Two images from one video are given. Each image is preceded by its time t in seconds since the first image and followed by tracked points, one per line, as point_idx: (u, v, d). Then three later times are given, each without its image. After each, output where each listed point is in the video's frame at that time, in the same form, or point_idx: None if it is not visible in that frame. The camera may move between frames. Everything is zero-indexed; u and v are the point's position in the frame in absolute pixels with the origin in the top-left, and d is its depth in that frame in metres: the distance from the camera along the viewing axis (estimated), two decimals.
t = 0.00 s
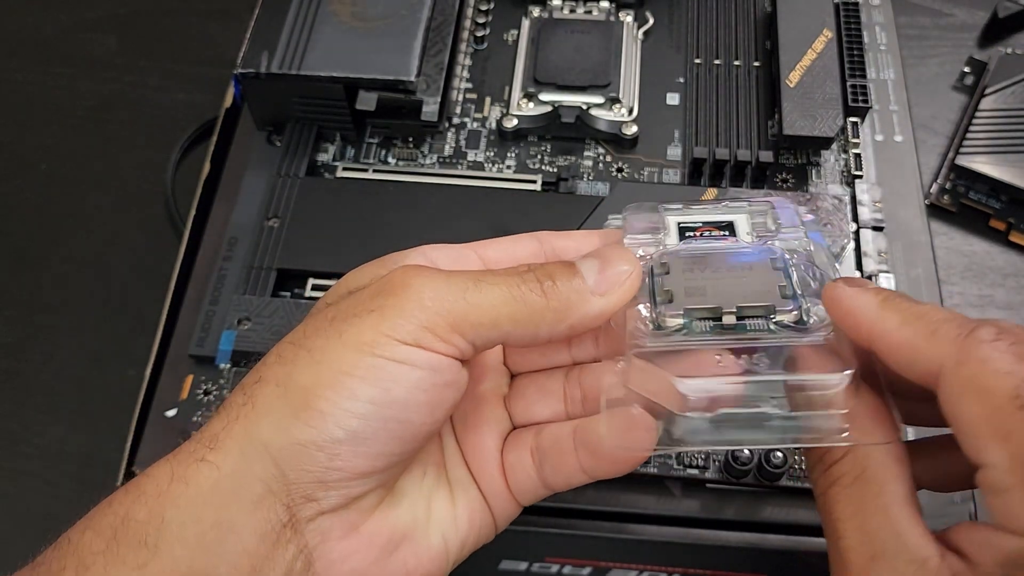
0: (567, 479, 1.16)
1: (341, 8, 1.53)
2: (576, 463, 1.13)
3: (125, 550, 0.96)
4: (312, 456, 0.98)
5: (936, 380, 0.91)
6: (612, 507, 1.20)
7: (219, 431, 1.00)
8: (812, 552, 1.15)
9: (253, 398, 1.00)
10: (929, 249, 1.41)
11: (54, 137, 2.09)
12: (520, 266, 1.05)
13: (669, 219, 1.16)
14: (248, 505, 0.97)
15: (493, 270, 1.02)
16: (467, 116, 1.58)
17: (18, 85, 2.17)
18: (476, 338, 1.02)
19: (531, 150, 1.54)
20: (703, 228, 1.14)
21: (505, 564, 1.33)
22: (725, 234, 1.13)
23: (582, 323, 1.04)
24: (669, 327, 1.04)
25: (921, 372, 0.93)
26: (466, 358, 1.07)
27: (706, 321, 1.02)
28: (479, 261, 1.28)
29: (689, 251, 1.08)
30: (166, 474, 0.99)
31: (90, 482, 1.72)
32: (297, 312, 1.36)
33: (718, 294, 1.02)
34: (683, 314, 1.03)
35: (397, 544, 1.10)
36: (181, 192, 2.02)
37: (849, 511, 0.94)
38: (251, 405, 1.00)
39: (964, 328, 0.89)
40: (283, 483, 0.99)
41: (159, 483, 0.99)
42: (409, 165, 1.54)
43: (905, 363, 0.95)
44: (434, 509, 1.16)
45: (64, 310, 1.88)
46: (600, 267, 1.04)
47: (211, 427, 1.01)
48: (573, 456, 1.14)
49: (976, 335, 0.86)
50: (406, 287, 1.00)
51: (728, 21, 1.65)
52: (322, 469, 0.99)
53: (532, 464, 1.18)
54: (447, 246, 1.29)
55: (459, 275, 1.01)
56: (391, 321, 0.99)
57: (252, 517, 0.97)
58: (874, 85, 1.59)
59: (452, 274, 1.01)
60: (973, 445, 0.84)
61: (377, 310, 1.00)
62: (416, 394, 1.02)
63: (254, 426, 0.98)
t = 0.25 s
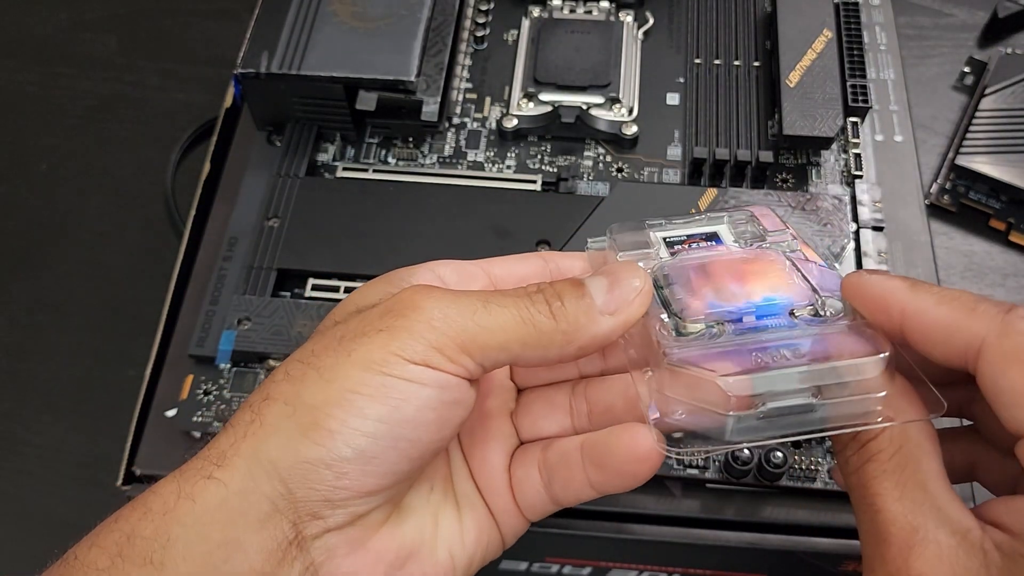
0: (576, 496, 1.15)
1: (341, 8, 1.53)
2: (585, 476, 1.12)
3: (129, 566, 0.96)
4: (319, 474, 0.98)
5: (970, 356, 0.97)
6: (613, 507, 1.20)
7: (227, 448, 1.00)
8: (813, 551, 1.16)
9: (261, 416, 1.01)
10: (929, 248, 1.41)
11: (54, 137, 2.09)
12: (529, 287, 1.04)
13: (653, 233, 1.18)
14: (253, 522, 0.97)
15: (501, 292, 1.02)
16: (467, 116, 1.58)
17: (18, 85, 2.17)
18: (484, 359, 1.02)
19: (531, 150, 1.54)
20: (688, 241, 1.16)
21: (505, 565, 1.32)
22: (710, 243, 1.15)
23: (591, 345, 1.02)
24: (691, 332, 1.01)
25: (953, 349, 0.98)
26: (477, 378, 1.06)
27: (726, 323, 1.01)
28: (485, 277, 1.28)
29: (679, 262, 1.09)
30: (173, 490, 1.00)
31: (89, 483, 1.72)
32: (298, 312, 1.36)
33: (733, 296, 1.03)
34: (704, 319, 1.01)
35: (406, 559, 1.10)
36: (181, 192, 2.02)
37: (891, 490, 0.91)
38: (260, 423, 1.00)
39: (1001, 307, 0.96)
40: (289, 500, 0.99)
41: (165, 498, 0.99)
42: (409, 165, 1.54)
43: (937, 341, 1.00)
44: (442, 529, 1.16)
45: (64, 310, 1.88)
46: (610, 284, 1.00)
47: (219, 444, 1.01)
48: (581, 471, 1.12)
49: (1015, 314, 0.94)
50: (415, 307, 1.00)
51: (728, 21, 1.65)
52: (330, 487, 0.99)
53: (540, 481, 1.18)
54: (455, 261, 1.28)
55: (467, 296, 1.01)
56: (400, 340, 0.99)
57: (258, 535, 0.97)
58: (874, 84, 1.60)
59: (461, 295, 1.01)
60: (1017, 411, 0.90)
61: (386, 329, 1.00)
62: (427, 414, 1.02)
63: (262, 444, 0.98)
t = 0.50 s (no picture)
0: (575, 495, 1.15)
1: (341, 8, 1.53)
2: (585, 475, 1.12)
3: (132, 561, 0.96)
4: (317, 469, 0.99)
5: (959, 375, 0.93)
6: (614, 508, 1.20)
7: (227, 444, 1.01)
8: (813, 551, 1.16)
9: (261, 412, 1.02)
10: (928, 248, 1.41)
11: (54, 137, 2.10)
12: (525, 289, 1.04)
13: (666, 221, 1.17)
14: (254, 516, 0.98)
15: (499, 292, 1.01)
16: (467, 116, 1.58)
17: (18, 85, 2.17)
18: (481, 357, 1.02)
19: (531, 150, 1.54)
20: (700, 230, 1.15)
21: (505, 565, 1.33)
22: (724, 233, 1.13)
23: (586, 347, 1.02)
24: (680, 341, 1.02)
25: (941, 367, 0.95)
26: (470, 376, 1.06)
27: (717, 330, 1.00)
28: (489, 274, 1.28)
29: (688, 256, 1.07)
30: (175, 485, 1.00)
31: (90, 482, 1.72)
32: (298, 312, 1.36)
33: (725, 300, 1.01)
34: (694, 326, 1.01)
35: (404, 556, 1.11)
36: (181, 192, 2.02)
37: (872, 509, 0.93)
38: (259, 419, 1.01)
39: (991, 326, 0.92)
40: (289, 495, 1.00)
41: (167, 493, 1.00)
42: (409, 165, 1.54)
43: (924, 358, 0.97)
44: (441, 526, 1.16)
45: (64, 310, 1.88)
46: (603, 287, 1.01)
47: (220, 440, 1.02)
48: (581, 470, 1.13)
49: (1001, 333, 0.89)
50: (411, 302, 1.00)
51: (728, 21, 1.65)
52: (327, 482, 1.00)
53: (541, 479, 1.17)
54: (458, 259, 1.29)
55: (464, 294, 1.00)
56: (397, 336, 0.99)
57: (258, 530, 0.98)
58: (874, 84, 1.59)
59: (458, 293, 1.01)
60: (998, 437, 0.87)
61: (383, 326, 1.00)
62: (423, 410, 1.02)
63: (261, 439, 0.99)
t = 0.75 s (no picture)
0: (572, 495, 1.16)
1: (341, 7, 1.53)
2: (586, 478, 1.14)
3: (135, 552, 0.95)
4: (317, 461, 1.00)
5: (927, 404, 0.89)
6: (615, 507, 1.20)
7: (229, 436, 1.01)
8: (813, 552, 1.15)
9: (262, 404, 1.01)
10: (928, 248, 1.41)
11: (54, 137, 2.09)
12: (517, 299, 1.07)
13: (666, 193, 1.26)
14: (256, 507, 0.98)
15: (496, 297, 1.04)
16: (467, 116, 1.58)
17: (18, 85, 2.17)
18: (477, 359, 1.04)
19: (531, 150, 1.54)
20: (699, 203, 1.22)
21: (505, 564, 1.33)
22: (721, 209, 1.20)
23: (574, 352, 1.05)
24: (657, 349, 1.08)
25: (909, 396, 0.91)
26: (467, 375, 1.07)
27: (692, 341, 1.05)
28: (481, 271, 1.30)
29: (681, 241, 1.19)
30: (177, 476, 1.00)
31: (90, 482, 1.72)
32: (298, 312, 1.36)
33: (703, 310, 1.06)
34: (671, 334, 1.06)
35: (402, 547, 1.12)
36: (181, 191, 2.02)
37: (852, 545, 0.92)
38: (260, 411, 1.01)
39: (957, 351, 0.88)
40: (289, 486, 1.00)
41: (169, 484, 0.99)
42: (409, 165, 1.54)
43: (894, 385, 0.93)
44: (438, 523, 1.17)
45: (64, 310, 1.88)
46: (588, 293, 1.04)
47: (221, 431, 1.02)
48: (582, 470, 1.15)
49: (968, 358, 0.86)
50: (411, 300, 1.02)
51: (728, 21, 1.65)
52: (327, 473, 1.01)
53: (540, 478, 1.19)
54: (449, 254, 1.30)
55: (463, 296, 1.03)
56: (398, 333, 1.00)
57: (260, 520, 0.98)
58: (874, 85, 1.59)
59: (457, 295, 1.03)
60: (973, 471, 0.83)
61: (383, 322, 1.01)
62: (421, 405, 1.03)
63: (263, 431, 0.99)
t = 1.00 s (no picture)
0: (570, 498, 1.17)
1: (341, 7, 1.53)
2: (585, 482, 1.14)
3: (132, 555, 0.97)
4: (317, 467, 0.99)
5: (945, 412, 0.94)
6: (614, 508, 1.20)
7: (227, 440, 1.01)
8: (813, 551, 1.15)
9: (262, 408, 1.01)
10: (927, 248, 1.41)
11: (54, 137, 2.09)
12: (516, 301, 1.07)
13: (662, 178, 1.25)
14: (255, 511, 0.99)
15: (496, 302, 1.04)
16: (467, 116, 1.58)
17: (18, 85, 2.17)
18: (477, 364, 1.04)
19: (531, 150, 1.54)
20: (696, 190, 1.21)
21: (505, 564, 1.32)
22: (719, 197, 1.20)
23: (572, 356, 1.05)
24: (656, 358, 1.08)
25: (929, 403, 0.95)
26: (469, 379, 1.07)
27: (690, 348, 1.06)
28: (474, 266, 1.31)
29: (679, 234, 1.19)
30: (174, 480, 1.00)
31: (89, 482, 1.72)
32: (298, 312, 1.36)
33: (701, 317, 1.06)
34: (669, 342, 1.07)
35: (400, 547, 1.13)
36: (181, 191, 2.02)
37: None
38: (260, 416, 1.00)
39: (973, 361, 0.93)
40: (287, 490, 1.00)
41: (167, 488, 1.00)
42: (409, 165, 1.54)
43: (910, 392, 0.97)
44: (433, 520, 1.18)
45: (64, 310, 1.88)
46: (586, 296, 1.04)
47: (219, 435, 1.02)
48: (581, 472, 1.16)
49: (987, 368, 0.91)
50: (412, 305, 1.01)
51: (728, 21, 1.65)
52: (328, 479, 1.01)
53: (536, 476, 1.20)
54: (445, 250, 1.29)
55: (464, 302, 1.02)
56: (399, 338, 1.00)
57: (258, 524, 0.99)
58: (874, 85, 1.59)
59: (458, 300, 1.02)
60: (999, 473, 0.88)
61: (385, 327, 1.01)
62: (423, 411, 1.03)
63: (263, 436, 0.99)
